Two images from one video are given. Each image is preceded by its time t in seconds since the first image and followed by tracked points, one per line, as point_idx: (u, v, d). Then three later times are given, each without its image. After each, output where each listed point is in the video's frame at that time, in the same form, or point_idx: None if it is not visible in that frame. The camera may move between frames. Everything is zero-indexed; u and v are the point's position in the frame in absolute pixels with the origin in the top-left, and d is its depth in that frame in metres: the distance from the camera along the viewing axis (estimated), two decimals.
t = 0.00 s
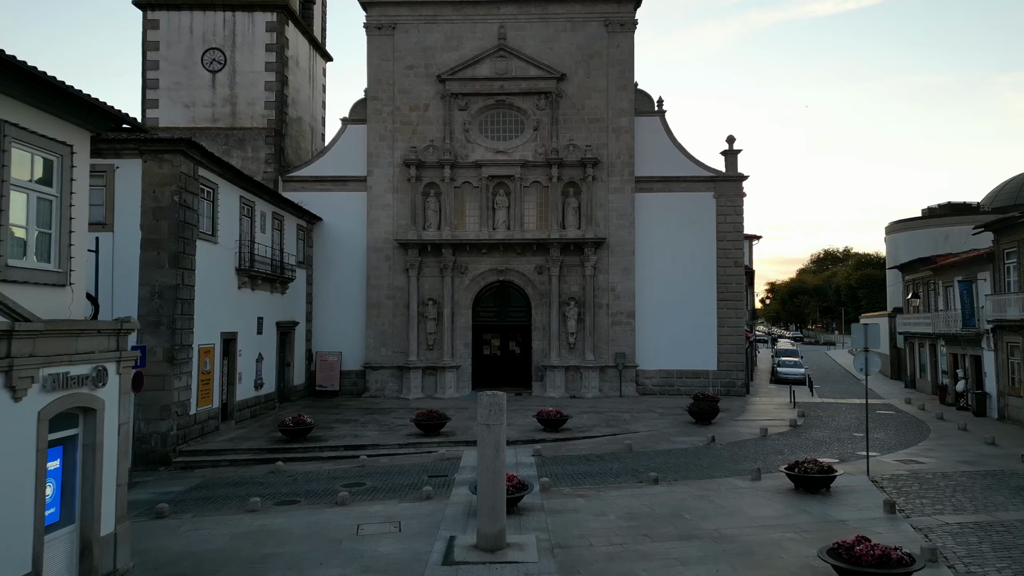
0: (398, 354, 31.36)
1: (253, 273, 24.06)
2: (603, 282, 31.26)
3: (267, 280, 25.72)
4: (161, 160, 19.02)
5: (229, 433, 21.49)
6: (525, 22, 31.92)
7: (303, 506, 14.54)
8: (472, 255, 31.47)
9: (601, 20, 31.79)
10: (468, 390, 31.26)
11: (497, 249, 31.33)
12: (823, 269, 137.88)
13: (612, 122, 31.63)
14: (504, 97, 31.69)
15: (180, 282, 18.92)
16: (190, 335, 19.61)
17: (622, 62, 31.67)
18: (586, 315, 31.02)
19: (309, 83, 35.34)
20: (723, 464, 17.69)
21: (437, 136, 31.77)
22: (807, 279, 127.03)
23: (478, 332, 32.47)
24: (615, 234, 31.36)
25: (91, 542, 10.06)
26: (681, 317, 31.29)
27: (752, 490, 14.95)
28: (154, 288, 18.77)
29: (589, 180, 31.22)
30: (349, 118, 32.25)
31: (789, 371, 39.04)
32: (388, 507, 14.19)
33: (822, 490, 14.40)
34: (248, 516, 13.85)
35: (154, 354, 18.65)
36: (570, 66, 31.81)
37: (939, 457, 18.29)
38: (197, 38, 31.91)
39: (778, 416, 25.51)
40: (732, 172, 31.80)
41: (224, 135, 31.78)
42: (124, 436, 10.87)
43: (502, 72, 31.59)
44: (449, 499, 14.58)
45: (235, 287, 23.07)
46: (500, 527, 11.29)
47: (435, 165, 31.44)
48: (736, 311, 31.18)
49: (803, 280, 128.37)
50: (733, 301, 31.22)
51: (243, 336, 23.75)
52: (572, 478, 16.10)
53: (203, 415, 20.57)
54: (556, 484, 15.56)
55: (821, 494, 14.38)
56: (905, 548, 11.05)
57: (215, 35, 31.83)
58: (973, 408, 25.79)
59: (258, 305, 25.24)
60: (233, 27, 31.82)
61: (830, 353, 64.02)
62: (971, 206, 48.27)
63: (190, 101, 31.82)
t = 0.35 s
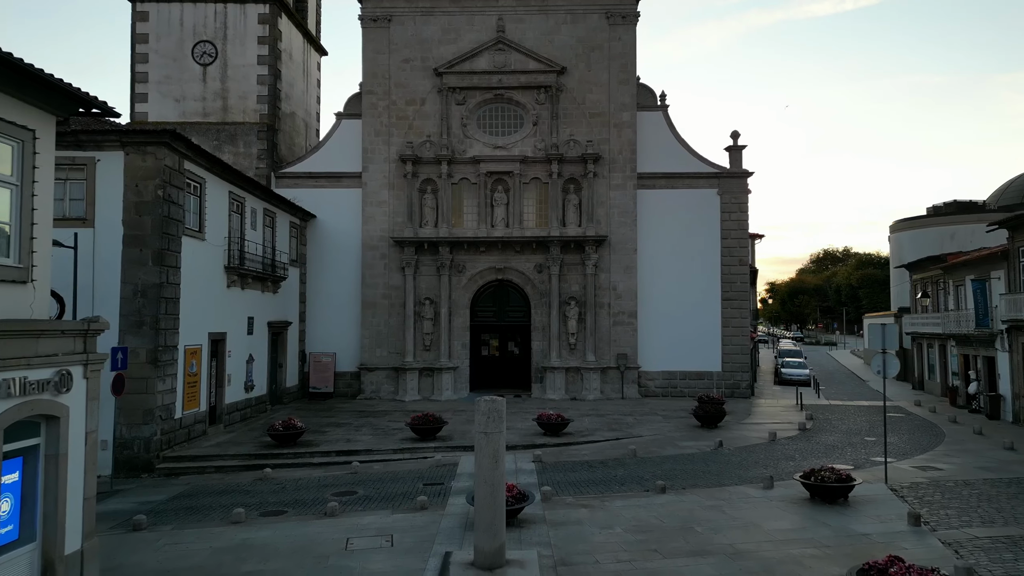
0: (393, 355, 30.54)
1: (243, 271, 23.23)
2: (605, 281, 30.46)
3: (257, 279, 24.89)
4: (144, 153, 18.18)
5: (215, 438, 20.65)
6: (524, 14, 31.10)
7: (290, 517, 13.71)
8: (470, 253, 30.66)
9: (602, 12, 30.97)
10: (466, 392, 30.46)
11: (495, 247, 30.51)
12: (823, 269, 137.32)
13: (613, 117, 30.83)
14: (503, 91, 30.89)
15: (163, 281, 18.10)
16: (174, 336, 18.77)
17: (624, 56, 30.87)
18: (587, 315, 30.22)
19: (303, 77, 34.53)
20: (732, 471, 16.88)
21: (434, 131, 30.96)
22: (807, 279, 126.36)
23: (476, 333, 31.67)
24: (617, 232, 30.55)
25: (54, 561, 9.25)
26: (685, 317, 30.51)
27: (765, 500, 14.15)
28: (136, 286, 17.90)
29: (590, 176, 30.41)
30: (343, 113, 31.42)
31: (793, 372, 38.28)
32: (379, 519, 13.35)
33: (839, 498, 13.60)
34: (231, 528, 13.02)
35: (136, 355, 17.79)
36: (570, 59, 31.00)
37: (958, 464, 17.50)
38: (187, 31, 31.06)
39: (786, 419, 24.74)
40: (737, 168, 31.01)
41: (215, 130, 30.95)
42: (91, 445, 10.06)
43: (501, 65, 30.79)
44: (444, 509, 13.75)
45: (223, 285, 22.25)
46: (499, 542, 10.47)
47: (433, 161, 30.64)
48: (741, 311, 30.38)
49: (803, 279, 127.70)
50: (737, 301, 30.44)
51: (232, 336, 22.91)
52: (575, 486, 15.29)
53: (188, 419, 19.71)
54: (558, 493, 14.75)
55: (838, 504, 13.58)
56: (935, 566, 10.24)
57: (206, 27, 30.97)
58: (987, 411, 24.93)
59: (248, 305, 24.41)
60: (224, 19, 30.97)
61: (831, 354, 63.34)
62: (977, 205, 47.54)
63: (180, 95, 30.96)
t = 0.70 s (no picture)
0: (389, 356, 29.63)
1: (231, 269, 22.31)
2: (607, 280, 29.58)
3: (247, 277, 23.98)
4: (124, 144, 17.28)
5: (200, 444, 19.71)
6: (524, 5, 30.19)
7: (274, 531, 12.79)
8: (468, 251, 29.76)
9: (604, 3, 30.08)
10: (464, 394, 29.56)
11: (494, 244, 29.60)
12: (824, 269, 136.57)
13: (615, 111, 29.94)
14: (502, 84, 30.00)
15: (144, 279, 17.19)
16: (156, 337, 17.85)
17: (627, 48, 29.98)
18: (589, 315, 29.33)
19: (296, 71, 33.59)
20: (745, 479, 16.00)
21: (431, 126, 30.06)
22: (808, 279, 125.60)
23: (474, 333, 30.79)
24: (619, 229, 29.66)
25: None
26: (689, 317, 29.63)
27: (782, 512, 13.26)
28: (116, 284, 16.97)
29: (592, 171, 29.52)
30: (338, 107, 30.49)
31: (799, 373, 37.41)
32: (370, 533, 12.43)
33: (862, 511, 12.71)
34: (210, 544, 12.10)
35: (115, 358, 16.87)
36: (571, 51, 30.11)
37: (981, 471, 16.63)
38: (176, 21, 30.10)
39: (795, 423, 23.85)
40: (743, 164, 30.12)
41: (205, 124, 30.02)
42: (50, 458, 9.19)
43: (500, 57, 29.88)
44: (440, 522, 12.85)
45: (210, 283, 21.33)
46: (498, 564, 9.58)
47: (430, 156, 29.74)
48: (747, 311, 29.49)
49: (804, 279, 126.95)
50: (743, 300, 29.56)
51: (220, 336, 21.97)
52: (578, 496, 14.37)
53: (171, 424, 18.78)
54: (561, 504, 13.85)
55: (860, 517, 12.70)
56: None
57: (196, 18, 30.04)
58: (1003, 414, 24.02)
59: (238, 304, 23.48)
60: (215, 10, 30.03)
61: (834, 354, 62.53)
62: (985, 203, 46.73)
63: (169, 88, 30.01)
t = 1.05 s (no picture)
0: (385, 357, 28.79)
1: (220, 266, 21.48)
2: (609, 279, 28.78)
3: (237, 275, 23.16)
4: (104, 134, 16.44)
5: (185, 449, 18.87)
6: None
7: (258, 545, 11.96)
8: (467, 249, 28.95)
9: None
10: (462, 396, 28.75)
11: (493, 242, 28.79)
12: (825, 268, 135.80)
13: (618, 105, 29.14)
14: (501, 77, 29.20)
15: (124, 277, 16.35)
16: (138, 337, 17.02)
17: (629, 40, 29.17)
18: (590, 314, 28.51)
19: (290, 64, 32.76)
20: (757, 488, 15.17)
21: (428, 120, 29.24)
22: (810, 279, 124.87)
23: (473, 333, 29.98)
24: (622, 226, 28.84)
25: None
26: (694, 317, 28.82)
27: (800, 524, 12.46)
28: (95, 282, 16.14)
29: (593, 167, 28.71)
30: (332, 101, 29.66)
31: (805, 374, 36.61)
32: (359, 548, 11.59)
33: (884, 524, 11.92)
34: (187, 559, 11.27)
35: (94, 359, 16.03)
36: (572, 44, 29.30)
37: (1004, 479, 15.82)
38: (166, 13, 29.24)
39: (805, 426, 23.04)
40: (748, 159, 29.29)
41: (196, 119, 29.19)
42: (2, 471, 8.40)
43: (499, 50, 29.06)
44: (435, 536, 12.02)
45: (197, 281, 20.49)
46: None
47: (427, 151, 28.93)
48: (753, 310, 28.66)
49: (805, 279, 126.25)
50: (749, 300, 28.74)
51: (208, 336, 21.13)
52: (582, 507, 13.56)
53: (154, 429, 17.93)
54: (564, 515, 13.03)
55: (883, 530, 11.91)
56: None
57: (186, 10, 29.19)
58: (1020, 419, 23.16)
59: (227, 303, 22.64)
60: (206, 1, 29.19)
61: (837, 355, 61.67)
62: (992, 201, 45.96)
63: (159, 81, 29.16)
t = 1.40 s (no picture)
0: (380, 358, 27.89)
1: (207, 264, 20.59)
2: (612, 278, 27.89)
3: (225, 274, 22.26)
4: (80, 124, 15.53)
5: (167, 455, 17.96)
6: None
7: (236, 564, 11.06)
8: (464, 247, 28.06)
9: None
10: (459, 399, 27.86)
11: (492, 240, 27.89)
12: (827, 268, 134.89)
13: (620, 98, 28.23)
14: (500, 70, 28.30)
15: (100, 274, 15.43)
16: (117, 338, 16.11)
17: (632, 31, 28.26)
18: (592, 314, 27.61)
19: (284, 57, 31.84)
20: (771, 498, 14.27)
21: (425, 113, 28.34)
22: (812, 279, 123.95)
23: (471, 333, 29.09)
24: (625, 223, 27.93)
25: None
26: (699, 317, 27.93)
27: (821, 540, 11.56)
28: (69, 281, 15.24)
29: (595, 162, 27.81)
30: (326, 94, 28.77)
31: (812, 376, 35.71)
32: (345, 567, 10.68)
33: (913, 541, 11.01)
34: None
35: (69, 361, 15.13)
36: (573, 35, 28.40)
37: None
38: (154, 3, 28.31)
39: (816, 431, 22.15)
40: (755, 154, 28.38)
41: (185, 112, 28.27)
42: None
43: (498, 41, 28.16)
44: (427, 554, 11.11)
45: (182, 279, 19.59)
46: None
47: (423, 145, 28.04)
48: (761, 310, 27.76)
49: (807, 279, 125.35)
50: (756, 299, 27.84)
51: (194, 337, 20.26)
52: (585, 520, 12.67)
53: (134, 434, 17.03)
54: (566, 530, 12.13)
55: (911, 547, 11.02)
56: None
57: None
58: None
59: (215, 302, 21.76)
60: None
61: (842, 355, 60.75)
62: (1002, 199, 45.05)
63: (147, 73, 28.23)
